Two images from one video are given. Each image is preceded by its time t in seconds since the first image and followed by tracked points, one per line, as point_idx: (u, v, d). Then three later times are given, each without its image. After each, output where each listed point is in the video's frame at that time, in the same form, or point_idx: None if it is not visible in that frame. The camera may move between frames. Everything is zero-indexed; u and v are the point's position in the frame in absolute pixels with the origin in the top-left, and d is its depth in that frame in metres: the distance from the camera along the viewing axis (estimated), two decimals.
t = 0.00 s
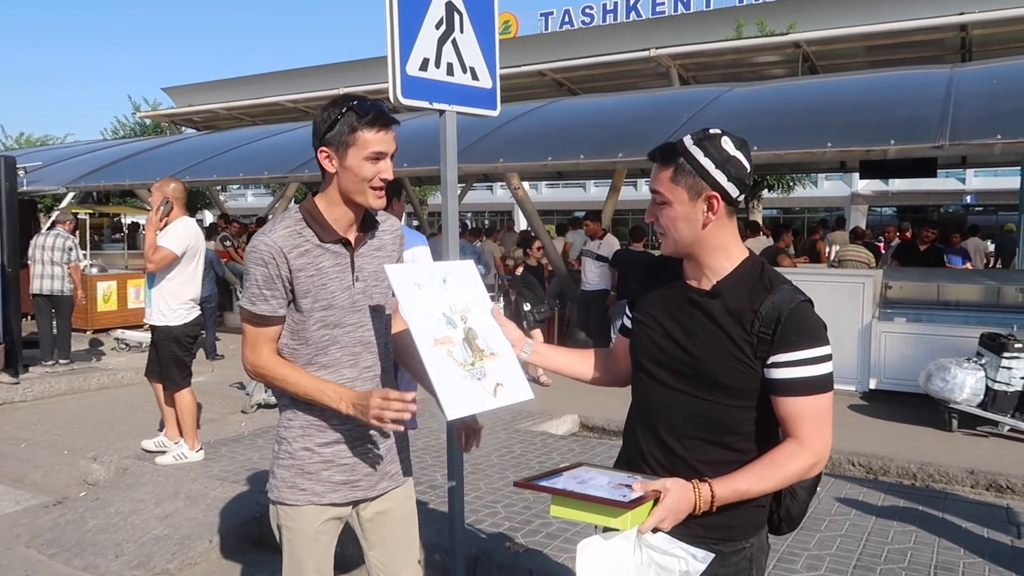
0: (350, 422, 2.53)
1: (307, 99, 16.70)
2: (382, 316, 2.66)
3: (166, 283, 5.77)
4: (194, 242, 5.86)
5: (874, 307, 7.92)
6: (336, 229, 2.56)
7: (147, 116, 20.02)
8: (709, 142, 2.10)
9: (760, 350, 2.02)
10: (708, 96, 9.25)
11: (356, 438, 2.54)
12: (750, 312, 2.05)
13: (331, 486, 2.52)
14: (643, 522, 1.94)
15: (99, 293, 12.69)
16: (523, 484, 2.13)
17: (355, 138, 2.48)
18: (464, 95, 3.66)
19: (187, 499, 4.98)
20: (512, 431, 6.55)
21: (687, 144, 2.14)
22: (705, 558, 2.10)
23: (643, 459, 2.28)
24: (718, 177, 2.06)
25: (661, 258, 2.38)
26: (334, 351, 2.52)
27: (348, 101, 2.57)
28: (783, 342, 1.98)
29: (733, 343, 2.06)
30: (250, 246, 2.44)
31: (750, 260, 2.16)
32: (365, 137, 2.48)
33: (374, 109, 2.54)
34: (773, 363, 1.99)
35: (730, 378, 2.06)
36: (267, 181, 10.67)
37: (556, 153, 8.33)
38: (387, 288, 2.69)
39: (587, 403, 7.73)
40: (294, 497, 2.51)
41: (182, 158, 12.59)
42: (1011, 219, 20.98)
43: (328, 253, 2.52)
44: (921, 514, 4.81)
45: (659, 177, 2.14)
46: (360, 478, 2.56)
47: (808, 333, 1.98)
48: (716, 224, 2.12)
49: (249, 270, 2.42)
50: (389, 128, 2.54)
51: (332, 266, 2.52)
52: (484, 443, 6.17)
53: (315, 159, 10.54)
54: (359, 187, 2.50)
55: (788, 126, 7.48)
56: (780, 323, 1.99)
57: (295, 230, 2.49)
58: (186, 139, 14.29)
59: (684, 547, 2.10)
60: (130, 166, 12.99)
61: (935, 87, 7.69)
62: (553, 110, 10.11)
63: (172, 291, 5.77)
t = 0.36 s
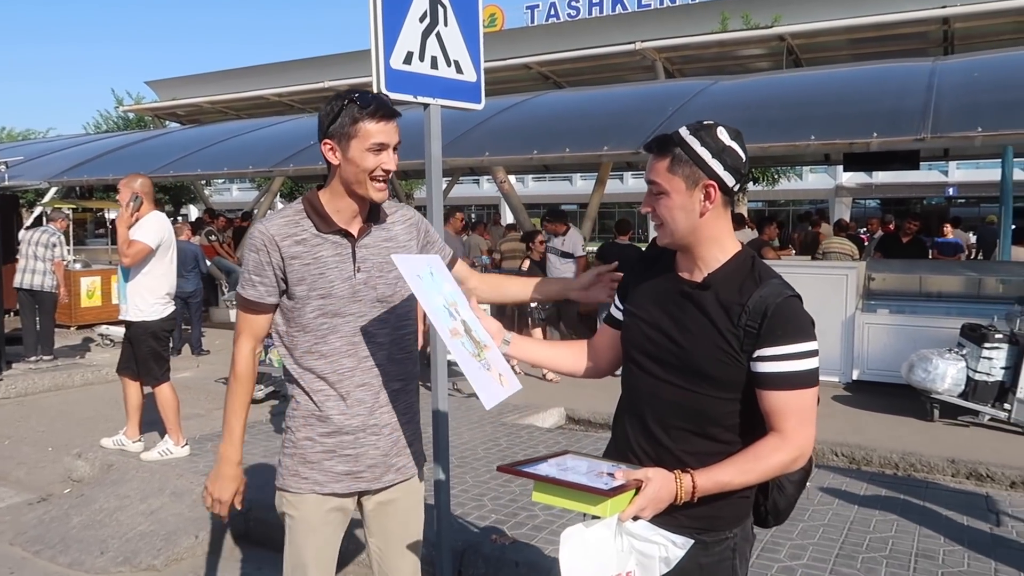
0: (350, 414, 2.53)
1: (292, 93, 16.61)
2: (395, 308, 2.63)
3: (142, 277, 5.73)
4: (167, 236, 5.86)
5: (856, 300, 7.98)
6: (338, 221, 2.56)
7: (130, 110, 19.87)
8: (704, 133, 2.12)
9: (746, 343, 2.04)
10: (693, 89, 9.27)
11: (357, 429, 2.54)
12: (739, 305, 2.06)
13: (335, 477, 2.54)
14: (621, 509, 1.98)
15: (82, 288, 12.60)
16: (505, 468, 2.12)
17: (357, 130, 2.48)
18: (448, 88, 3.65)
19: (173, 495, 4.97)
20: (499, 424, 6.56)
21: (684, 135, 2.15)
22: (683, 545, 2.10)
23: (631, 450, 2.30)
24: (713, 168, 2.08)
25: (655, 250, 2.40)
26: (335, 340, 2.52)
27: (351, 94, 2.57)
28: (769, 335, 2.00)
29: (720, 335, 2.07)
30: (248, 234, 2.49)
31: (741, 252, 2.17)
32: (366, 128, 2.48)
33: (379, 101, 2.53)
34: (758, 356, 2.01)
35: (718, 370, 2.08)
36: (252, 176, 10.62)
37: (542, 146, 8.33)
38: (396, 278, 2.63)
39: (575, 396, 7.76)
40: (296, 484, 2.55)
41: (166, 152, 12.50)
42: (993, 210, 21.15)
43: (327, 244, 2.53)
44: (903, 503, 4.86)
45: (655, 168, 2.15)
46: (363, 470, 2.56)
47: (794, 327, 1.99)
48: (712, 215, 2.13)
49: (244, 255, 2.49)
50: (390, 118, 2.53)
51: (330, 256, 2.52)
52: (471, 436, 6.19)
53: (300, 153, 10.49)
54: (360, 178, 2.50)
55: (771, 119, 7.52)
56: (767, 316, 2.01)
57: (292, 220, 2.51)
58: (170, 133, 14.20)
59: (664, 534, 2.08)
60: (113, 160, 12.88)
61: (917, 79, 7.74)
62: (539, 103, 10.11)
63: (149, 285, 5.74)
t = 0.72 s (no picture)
0: (343, 408, 2.57)
1: (270, 90, 16.49)
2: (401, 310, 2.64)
3: (97, 275, 5.67)
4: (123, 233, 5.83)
5: (833, 295, 8.05)
6: (349, 221, 2.57)
7: (105, 107, 19.65)
8: (675, 129, 2.13)
9: (720, 336, 2.05)
10: (671, 87, 9.32)
11: (351, 425, 2.57)
12: (713, 298, 2.08)
13: (323, 469, 2.57)
14: (597, 497, 1.99)
15: (58, 288, 12.45)
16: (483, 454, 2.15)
17: (373, 135, 2.46)
18: (424, 85, 3.64)
19: (148, 495, 4.93)
20: (479, 421, 6.58)
21: (656, 131, 2.16)
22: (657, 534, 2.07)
23: (606, 443, 2.31)
24: (683, 163, 2.08)
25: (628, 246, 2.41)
26: (335, 336, 2.54)
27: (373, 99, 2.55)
28: (743, 328, 2.02)
29: (695, 328, 2.09)
30: (262, 227, 2.54)
31: (713, 247, 2.19)
32: (383, 134, 2.46)
33: (400, 107, 2.51)
34: (732, 348, 2.03)
35: (692, 363, 2.09)
36: (229, 173, 10.54)
37: (520, 144, 8.33)
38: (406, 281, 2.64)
39: (556, 393, 7.79)
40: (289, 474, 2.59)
41: (142, 150, 12.38)
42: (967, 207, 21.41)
43: (335, 241, 2.54)
44: (875, 495, 4.92)
45: (629, 164, 2.16)
46: (352, 464, 2.58)
47: (767, 320, 2.02)
48: (683, 210, 2.14)
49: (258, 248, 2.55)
50: (408, 126, 2.50)
51: (337, 254, 2.54)
52: (451, 433, 6.19)
53: (277, 151, 10.42)
54: (373, 181, 2.48)
55: (748, 116, 7.57)
56: (741, 310, 2.03)
57: (304, 214, 2.55)
58: (147, 131, 14.06)
59: (640, 523, 2.06)
60: (87, 158, 12.73)
61: (891, 77, 7.82)
62: (518, 101, 10.12)
63: (104, 283, 5.67)
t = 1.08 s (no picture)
0: (308, 398, 2.57)
1: (239, 80, 16.29)
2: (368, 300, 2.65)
3: (39, 264, 5.59)
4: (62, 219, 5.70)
5: (799, 288, 8.15)
6: (323, 207, 2.57)
7: (69, 96, 19.29)
8: (642, 123, 2.13)
9: (682, 324, 2.08)
10: (641, 81, 9.36)
11: (312, 414, 2.57)
12: (676, 288, 2.10)
13: (287, 460, 2.56)
14: (554, 476, 1.99)
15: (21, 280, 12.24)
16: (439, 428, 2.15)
17: (352, 124, 2.49)
18: (393, 76, 3.64)
19: (112, 489, 4.87)
20: (449, 414, 6.58)
21: (621, 126, 2.13)
22: (614, 512, 2.21)
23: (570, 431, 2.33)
24: (658, 156, 2.10)
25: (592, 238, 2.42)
26: (302, 323, 2.54)
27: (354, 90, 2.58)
28: (704, 316, 2.04)
29: (658, 318, 2.11)
30: (235, 210, 2.53)
31: (679, 239, 2.21)
32: (362, 123, 2.48)
33: (380, 99, 2.55)
34: (692, 336, 2.06)
35: (655, 351, 2.12)
36: (197, 164, 10.40)
37: (491, 136, 8.32)
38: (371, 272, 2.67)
39: (526, 385, 7.81)
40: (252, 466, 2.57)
41: (108, 140, 12.18)
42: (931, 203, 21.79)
43: (308, 227, 2.54)
44: (836, 485, 5.01)
45: (600, 161, 2.11)
46: (316, 454, 2.58)
47: (728, 309, 2.04)
48: (656, 203, 2.17)
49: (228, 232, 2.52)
50: (388, 119, 2.54)
51: (309, 240, 2.54)
52: (421, 425, 6.19)
53: (245, 142, 10.30)
54: (349, 169, 2.51)
55: (716, 110, 7.64)
56: (702, 300, 2.05)
57: (278, 199, 2.54)
58: (112, 120, 13.84)
59: (593, 501, 2.19)
60: (51, 147, 12.51)
61: (856, 73, 7.93)
62: (489, 93, 10.11)
63: (47, 273, 5.59)
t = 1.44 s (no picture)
0: (247, 396, 2.55)
1: (200, 71, 15.99)
2: (302, 295, 2.64)
3: None
4: None
5: (761, 284, 8.25)
6: (253, 202, 2.55)
7: (22, 85, 18.73)
8: (622, 124, 2.11)
9: (649, 321, 2.08)
10: (607, 78, 9.39)
11: (253, 412, 2.56)
12: (645, 286, 2.11)
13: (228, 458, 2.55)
14: (520, 470, 1.98)
15: None
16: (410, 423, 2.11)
17: (278, 116, 2.49)
18: (355, 70, 3.58)
19: (67, 489, 4.76)
20: (413, 410, 6.54)
21: (602, 126, 2.11)
22: (580, 507, 2.17)
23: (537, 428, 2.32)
24: (634, 159, 2.10)
25: (562, 234, 2.42)
26: (239, 320, 2.53)
27: (279, 82, 2.59)
28: (671, 315, 2.05)
29: (627, 315, 2.11)
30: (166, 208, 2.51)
31: (648, 239, 2.22)
32: (288, 116, 2.49)
33: (307, 91, 2.55)
34: (660, 333, 2.06)
35: (623, 349, 2.12)
36: (155, 157, 10.19)
37: (457, 132, 8.26)
38: (307, 266, 2.63)
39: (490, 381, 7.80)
40: (191, 458, 2.60)
41: (63, 131, 11.88)
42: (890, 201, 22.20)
43: (239, 222, 2.53)
44: (793, 478, 5.09)
45: (577, 160, 2.09)
46: (257, 452, 2.57)
47: (695, 308, 2.06)
48: (629, 205, 2.17)
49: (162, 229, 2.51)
50: (314, 110, 2.55)
51: (241, 235, 2.53)
52: (385, 422, 6.15)
53: (206, 135, 10.12)
54: (276, 161, 2.50)
55: (681, 107, 7.69)
56: (670, 298, 2.06)
57: (207, 195, 2.53)
58: (67, 110, 13.50)
59: (557, 495, 2.14)
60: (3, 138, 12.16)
61: (818, 73, 8.03)
62: (454, 89, 10.04)
63: None
